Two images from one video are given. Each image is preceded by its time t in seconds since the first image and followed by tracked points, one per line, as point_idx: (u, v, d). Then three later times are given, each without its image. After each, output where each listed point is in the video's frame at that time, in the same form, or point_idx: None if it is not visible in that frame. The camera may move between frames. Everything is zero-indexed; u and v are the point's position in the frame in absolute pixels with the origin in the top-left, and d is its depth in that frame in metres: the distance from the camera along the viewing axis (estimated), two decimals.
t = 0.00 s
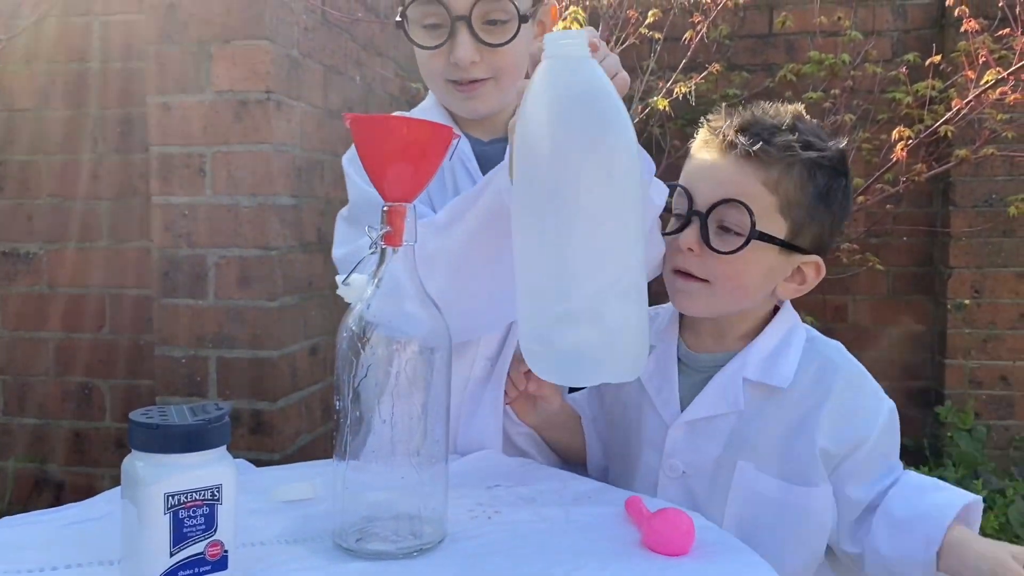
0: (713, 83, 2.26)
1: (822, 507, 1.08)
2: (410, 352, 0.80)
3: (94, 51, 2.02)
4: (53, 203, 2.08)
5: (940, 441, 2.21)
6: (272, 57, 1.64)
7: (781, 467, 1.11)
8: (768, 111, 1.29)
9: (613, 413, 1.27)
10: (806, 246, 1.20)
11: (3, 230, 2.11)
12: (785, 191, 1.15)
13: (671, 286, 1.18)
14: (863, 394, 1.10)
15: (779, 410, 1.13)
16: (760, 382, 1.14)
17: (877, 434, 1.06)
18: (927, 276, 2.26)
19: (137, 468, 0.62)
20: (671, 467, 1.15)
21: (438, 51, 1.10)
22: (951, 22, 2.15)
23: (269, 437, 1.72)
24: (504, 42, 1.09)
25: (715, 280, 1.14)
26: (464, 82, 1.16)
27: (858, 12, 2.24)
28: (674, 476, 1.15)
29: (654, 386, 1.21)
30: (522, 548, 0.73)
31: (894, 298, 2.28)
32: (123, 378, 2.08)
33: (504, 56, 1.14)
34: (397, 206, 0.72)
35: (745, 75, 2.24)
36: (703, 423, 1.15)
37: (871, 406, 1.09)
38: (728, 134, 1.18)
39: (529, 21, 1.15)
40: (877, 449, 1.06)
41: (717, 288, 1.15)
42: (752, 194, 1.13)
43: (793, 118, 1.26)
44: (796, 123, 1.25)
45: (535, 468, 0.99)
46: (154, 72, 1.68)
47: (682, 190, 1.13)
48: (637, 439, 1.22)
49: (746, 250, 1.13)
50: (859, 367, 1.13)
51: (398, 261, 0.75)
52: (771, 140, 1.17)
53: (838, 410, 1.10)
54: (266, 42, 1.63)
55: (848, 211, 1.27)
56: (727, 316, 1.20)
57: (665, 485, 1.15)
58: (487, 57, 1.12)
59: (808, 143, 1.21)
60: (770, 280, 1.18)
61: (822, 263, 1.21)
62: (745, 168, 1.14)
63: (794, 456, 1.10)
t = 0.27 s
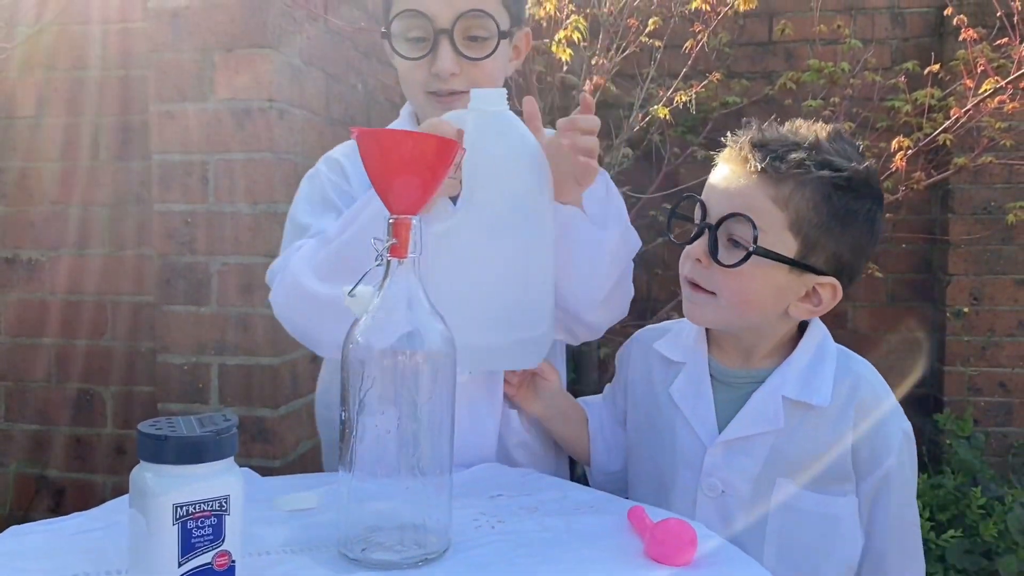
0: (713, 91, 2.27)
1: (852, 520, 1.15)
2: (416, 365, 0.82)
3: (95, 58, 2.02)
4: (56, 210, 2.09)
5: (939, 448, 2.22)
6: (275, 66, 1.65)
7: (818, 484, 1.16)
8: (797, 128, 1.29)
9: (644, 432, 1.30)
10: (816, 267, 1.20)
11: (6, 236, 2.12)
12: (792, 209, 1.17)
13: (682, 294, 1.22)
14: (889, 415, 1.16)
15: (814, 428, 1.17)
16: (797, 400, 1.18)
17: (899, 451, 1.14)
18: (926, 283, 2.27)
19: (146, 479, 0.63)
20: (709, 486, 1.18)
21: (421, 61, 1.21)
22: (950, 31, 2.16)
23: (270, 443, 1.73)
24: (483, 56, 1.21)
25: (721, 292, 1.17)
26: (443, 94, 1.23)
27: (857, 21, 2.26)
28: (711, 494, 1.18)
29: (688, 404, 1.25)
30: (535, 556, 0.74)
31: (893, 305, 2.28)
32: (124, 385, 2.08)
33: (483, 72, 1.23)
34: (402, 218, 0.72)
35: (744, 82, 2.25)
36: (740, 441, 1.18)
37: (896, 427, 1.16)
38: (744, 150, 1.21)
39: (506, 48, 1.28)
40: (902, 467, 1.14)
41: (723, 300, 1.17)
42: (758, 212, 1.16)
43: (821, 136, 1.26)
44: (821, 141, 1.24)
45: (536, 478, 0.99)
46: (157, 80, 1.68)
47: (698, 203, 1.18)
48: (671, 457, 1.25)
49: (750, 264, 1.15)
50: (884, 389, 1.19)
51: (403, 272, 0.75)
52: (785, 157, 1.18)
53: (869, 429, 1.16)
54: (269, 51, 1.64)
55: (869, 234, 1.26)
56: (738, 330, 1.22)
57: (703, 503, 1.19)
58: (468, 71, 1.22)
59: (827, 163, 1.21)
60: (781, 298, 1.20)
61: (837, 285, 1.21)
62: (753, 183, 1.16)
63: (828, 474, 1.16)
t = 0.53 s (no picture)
0: (716, 95, 2.27)
1: (860, 534, 1.11)
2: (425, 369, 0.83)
3: (99, 63, 2.03)
4: (62, 215, 2.10)
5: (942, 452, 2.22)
6: (280, 72, 1.66)
7: (820, 492, 1.15)
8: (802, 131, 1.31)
9: (661, 431, 1.34)
10: (822, 265, 1.21)
11: (13, 240, 2.13)
12: (795, 206, 1.18)
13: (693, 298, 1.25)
14: (904, 425, 1.14)
15: (819, 435, 1.16)
16: (800, 406, 1.18)
17: (916, 462, 1.11)
18: (928, 287, 2.26)
19: (159, 482, 0.63)
20: (707, 487, 1.20)
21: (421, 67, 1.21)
22: (952, 36, 2.17)
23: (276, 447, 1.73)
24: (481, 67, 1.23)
25: (728, 295, 1.19)
26: (439, 100, 1.24)
27: (859, 26, 2.26)
28: (709, 496, 1.19)
29: (695, 406, 1.28)
30: (539, 561, 0.74)
31: (895, 308, 2.27)
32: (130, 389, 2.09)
33: (478, 84, 1.25)
34: (412, 223, 0.72)
35: (747, 87, 2.26)
36: (740, 444, 1.20)
37: (912, 438, 1.13)
38: (746, 154, 1.24)
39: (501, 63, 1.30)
40: (917, 479, 1.10)
41: (729, 302, 1.19)
42: (760, 212, 1.17)
43: (826, 137, 1.27)
44: (825, 142, 1.26)
45: (541, 483, 0.99)
46: (164, 86, 1.69)
47: (704, 208, 1.22)
48: (678, 455, 1.28)
49: (754, 264, 1.17)
50: (901, 398, 1.17)
51: (414, 277, 0.75)
52: (785, 157, 1.20)
53: (881, 440, 1.14)
54: (275, 57, 1.65)
55: (882, 233, 1.26)
56: (750, 332, 1.23)
57: (701, 504, 1.20)
58: (466, 82, 1.23)
59: (830, 162, 1.22)
60: (789, 298, 1.20)
61: (846, 283, 1.22)
62: (753, 185, 1.19)
63: (834, 483, 1.14)
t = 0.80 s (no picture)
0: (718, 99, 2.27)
1: (854, 540, 1.11)
2: (433, 374, 0.83)
3: (102, 67, 2.03)
4: (64, 219, 2.10)
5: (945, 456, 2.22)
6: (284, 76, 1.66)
7: (813, 497, 1.15)
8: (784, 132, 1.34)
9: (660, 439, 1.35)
10: (814, 258, 1.21)
11: (16, 244, 2.13)
12: (781, 202, 1.19)
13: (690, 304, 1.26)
14: (899, 430, 1.13)
15: (811, 439, 1.16)
16: (791, 409, 1.18)
17: (912, 468, 1.10)
18: (929, 290, 2.25)
19: (168, 487, 0.63)
20: (699, 492, 1.20)
21: (444, 75, 1.23)
22: (954, 40, 2.18)
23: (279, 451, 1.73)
24: (503, 77, 1.24)
25: (723, 297, 1.20)
26: (462, 108, 1.26)
27: (861, 30, 2.26)
28: (700, 501, 1.20)
29: (690, 412, 1.29)
30: (539, 565, 0.74)
31: (897, 312, 2.26)
32: (132, 393, 2.08)
33: (501, 94, 1.26)
34: (419, 228, 0.73)
35: (749, 91, 2.26)
36: (731, 448, 1.20)
37: (908, 443, 1.12)
38: (730, 156, 1.26)
39: (525, 74, 1.32)
40: (912, 485, 1.10)
41: (723, 304, 1.20)
42: (749, 210, 1.19)
43: (807, 136, 1.30)
44: (807, 140, 1.28)
45: (547, 487, 0.99)
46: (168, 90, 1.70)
47: (692, 213, 1.23)
48: (672, 462, 1.29)
49: (747, 263, 1.18)
50: (897, 403, 1.16)
51: (423, 281, 0.75)
52: (768, 155, 1.23)
53: (875, 444, 1.14)
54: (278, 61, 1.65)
55: (869, 224, 1.27)
56: (747, 336, 1.23)
57: (693, 509, 1.20)
58: (488, 91, 1.24)
59: (814, 158, 1.24)
60: (783, 297, 1.20)
61: (840, 275, 1.22)
62: (738, 183, 1.21)
63: (828, 486, 1.14)
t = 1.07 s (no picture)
0: (718, 103, 2.28)
1: (836, 540, 1.12)
2: (433, 379, 0.83)
3: (103, 71, 2.03)
4: (65, 223, 2.10)
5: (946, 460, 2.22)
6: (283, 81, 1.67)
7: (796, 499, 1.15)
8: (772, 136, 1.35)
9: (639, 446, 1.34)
10: (797, 261, 1.21)
11: (18, 249, 2.13)
12: (765, 202, 1.20)
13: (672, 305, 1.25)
14: (877, 429, 1.14)
15: (791, 440, 1.16)
16: (769, 411, 1.18)
17: (892, 467, 1.11)
18: (930, 293, 2.25)
19: (169, 492, 0.63)
20: (681, 496, 1.19)
21: (449, 76, 1.23)
22: (954, 43, 2.18)
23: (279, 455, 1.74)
24: (509, 78, 1.24)
25: (705, 295, 1.20)
26: (468, 110, 1.27)
27: (861, 33, 2.26)
28: (683, 506, 1.18)
29: (669, 416, 1.28)
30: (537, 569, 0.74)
31: (897, 315, 2.26)
32: (132, 397, 2.09)
33: (507, 96, 1.27)
34: (420, 233, 0.73)
35: (750, 94, 2.26)
36: (713, 451, 1.19)
37: (887, 443, 1.13)
38: (717, 156, 1.27)
39: (533, 76, 1.32)
40: (892, 484, 1.11)
41: (705, 302, 1.20)
42: (733, 210, 1.19)
43: (793, 140, 1.31)
44: (793, 144, 1.29)
45: (547, 491, 1.00)
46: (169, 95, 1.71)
47: (678, 213, 1.24)
48: (654, 466, 1.28)
49: (730, 263, 1.18)
50: (873, 402, 1.17)
51: (424, 286, 0.75)
52: (755, 157, 1.23)
53: (854, 444, 1.14)
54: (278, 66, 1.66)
55: (853, 230, 1.28)
56: (727, 337, 1.23)
57: (675, 514, 1.19)
58: (494, 93, 1.25)
59: (800, 161, 1.25)
60: (767, 297, 1.21)
61: (822, 279, 1.22)
62: (724, 182, 1.22)
63: (811, 488, 1.14)
